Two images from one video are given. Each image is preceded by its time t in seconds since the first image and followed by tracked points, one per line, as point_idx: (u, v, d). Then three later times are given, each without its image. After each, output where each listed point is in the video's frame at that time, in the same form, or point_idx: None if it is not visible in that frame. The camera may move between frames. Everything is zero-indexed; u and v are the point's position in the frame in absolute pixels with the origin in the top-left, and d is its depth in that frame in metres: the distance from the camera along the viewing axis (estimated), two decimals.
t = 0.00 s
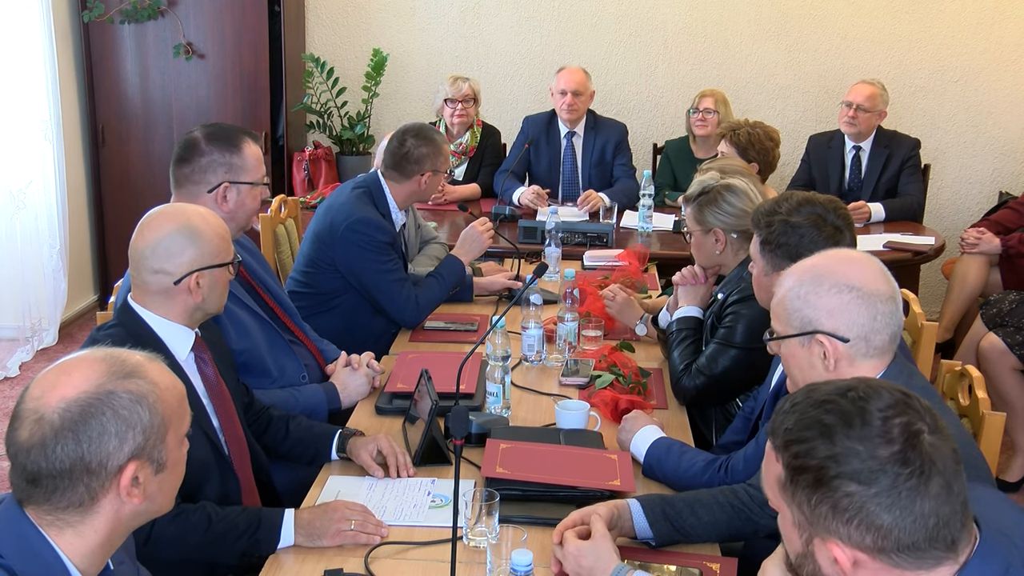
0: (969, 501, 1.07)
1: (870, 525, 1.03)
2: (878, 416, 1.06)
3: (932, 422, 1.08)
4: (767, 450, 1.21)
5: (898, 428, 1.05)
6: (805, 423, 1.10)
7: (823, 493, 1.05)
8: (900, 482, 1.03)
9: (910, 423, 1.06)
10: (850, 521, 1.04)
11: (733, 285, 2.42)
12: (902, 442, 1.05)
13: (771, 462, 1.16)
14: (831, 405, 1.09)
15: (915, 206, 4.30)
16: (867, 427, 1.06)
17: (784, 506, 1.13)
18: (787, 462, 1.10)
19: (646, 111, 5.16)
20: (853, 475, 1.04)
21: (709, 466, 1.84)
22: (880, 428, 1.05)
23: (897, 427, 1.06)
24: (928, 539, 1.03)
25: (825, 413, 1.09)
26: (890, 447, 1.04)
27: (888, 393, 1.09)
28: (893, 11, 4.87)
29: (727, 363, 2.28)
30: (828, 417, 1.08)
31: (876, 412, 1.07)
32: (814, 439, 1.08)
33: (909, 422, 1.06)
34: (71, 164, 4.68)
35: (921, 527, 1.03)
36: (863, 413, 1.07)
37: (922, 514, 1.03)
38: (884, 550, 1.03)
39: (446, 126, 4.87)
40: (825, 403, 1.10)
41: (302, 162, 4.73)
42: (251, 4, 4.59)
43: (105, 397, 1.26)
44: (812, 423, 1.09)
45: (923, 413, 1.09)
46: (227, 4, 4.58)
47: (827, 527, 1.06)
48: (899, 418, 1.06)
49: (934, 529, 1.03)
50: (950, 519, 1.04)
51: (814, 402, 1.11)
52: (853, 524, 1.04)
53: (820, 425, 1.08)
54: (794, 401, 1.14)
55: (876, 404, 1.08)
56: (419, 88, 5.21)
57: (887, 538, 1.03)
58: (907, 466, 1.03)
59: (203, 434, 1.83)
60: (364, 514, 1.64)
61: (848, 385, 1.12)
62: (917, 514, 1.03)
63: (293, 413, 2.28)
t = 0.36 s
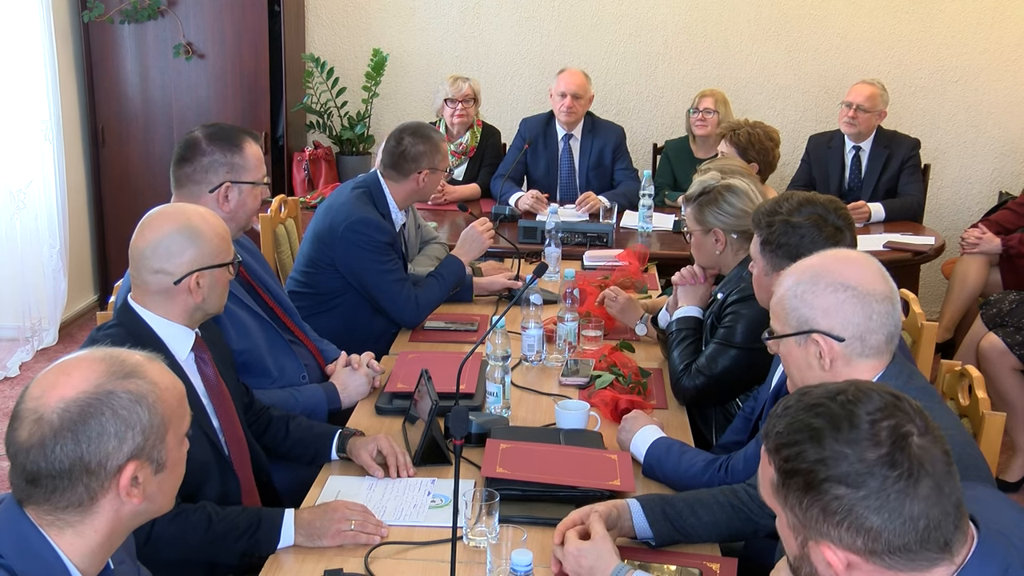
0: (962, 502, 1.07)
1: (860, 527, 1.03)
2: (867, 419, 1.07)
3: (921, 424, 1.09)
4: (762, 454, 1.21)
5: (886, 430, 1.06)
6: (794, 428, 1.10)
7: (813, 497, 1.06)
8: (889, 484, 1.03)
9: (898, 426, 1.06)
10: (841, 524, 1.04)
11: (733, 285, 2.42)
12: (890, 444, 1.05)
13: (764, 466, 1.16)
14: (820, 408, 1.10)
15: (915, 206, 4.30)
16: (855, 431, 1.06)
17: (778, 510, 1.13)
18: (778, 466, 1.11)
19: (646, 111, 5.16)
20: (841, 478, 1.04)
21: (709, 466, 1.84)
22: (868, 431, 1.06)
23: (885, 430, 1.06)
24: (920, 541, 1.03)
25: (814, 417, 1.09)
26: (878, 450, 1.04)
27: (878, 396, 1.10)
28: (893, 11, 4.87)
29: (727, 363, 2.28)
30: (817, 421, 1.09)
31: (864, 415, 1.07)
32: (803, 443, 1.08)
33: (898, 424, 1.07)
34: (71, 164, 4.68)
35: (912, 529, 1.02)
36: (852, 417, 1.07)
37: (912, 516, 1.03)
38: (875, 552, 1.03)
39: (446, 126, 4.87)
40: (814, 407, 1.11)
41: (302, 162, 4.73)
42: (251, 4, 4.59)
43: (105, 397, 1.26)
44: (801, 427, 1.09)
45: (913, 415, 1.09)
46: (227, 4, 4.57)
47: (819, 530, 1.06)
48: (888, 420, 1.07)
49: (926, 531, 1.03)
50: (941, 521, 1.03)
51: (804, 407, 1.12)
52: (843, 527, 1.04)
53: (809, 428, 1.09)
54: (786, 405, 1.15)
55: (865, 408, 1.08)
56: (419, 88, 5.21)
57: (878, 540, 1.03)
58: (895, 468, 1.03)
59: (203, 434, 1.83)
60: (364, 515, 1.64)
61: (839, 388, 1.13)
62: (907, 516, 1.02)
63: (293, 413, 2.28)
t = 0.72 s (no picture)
0: (962, 502, 1.06)
1: (860, 527, 1.03)
2: (866, 419, 1.07)
3: (921, 424, 1.09)
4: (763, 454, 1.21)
5: (886, 430, 1.06)
6: (794, 428, 1.10)
7: (813, 497, 1.06)
8: (889, 484, 1.03)
9: (898, 426, 1.06)
10: (841, 525, 1.04)
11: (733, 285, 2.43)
12: (890, 444, 1.05)
13: (764, 466, 1.16)
14: (820, 409, 1.10)
15: (915, 206, 4.30)
16: (854, 431, 1.06)
17: (778, 510, 1.13)
18: (779, 466, 1.11)
19: (646, 111, 5.16)
20: (842, 478, 1.04)
21: (709, 466, 1.84)
22: (868, 431, 1.06)
23: (885, 430, 1.06)
24: (920, 541, 1.03)
25: (814, 418, 1.09)
26: (878, 450, 1.04)
27: (878, 397, 1.10)
28: (893, 11, 4.87)
29: (727, 363, 2.28)
30: (817, 421, 1.09)
31: (864, 415, 1.07)
32: (803, 443, 1.08)
33: (897, 425, 1.07)
34: (71, 163, 4.68)
35: (912, 529, 1.02)
36: (851, 417, 1.07)
37: (911, 516, 1.03)
38: (874, 553, 1.03)
39: (446, 126, 4.87)
40: (814, 407, 1.11)
41: (302, 162, 4.72)
42: (250, 3, 4.59)
43: (105, 397, 1.26)
44: (801, 428, 1.09)
45: (913, 416, 1.09)
46: (227, 4, 4.57)
47: (819, 530, 1.06)
48: (888, 420, 1.07)
49: (926, 532, 1.03)
50: (941, 521, 1.03)
51: (804, 407, 1.12)
52: (843, 528, 1.04)
53: (809, 429, 1.09)
54: (786, 405, 1.15)
55: (865, 408, 1.08)
56: (419, 88, 5.21)
57: (878, 540, 1.03)
58: (895, 468, 1.04)
59: (203, 435, 1.84)
60: (364, 515, 1.64)
61: (839, 388, 1.13)
62: (907, 516, 1.02)
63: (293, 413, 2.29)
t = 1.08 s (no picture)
0: (965, 502, 1.06)
1: (861, 525, 1.03)
2: (869, 418, 1.07)
3: (925, 423, 1.08)
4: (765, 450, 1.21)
5: (889, 428, 1.06)
6: (797, 425, 1.10)
7: (815, 494, 1.06)
8: (891, 483, 1.03)
9: (901, 424, 1.06)
10: (842, 523, 1.04)
11: (734, 284, 2.43)
12: (893, 443, 1.05)
13: (767, 464, 1.16)
14: (823, 407, 1.10)
15: (916, 206, 4.31)
16: (857, 429, 1.06)
17: (780, 507, 1.13)
18: (781, 463, 1.11)
19: (646, 112, 5.16)
20: (844, 476, 1.04)
21: (709, 466, 1.84)
22: (871, 429, 1.06)
23: (888, 428, 1.06)
24: (921, 540, 1.03)
25: (817, 415, 1.09)
26: (880, 449, 1.04)
27: (881, 395, 1.10)
28: (892, 11, 4.87)
29: (727, 363, 2.27)
30: (820, 419, 1.09)
31: (867, 413, 1.07)
32: (805, 441, 1.08)
33: (901, 423, 1.07)
34: (71, 163, 4.68)
35: (914, 528, 1.02)
36: (854, 415, 1.07)
37: (913, 515, 1.03)
38: (875, 551, 1.03)
39: (446, 126, 4.87)
40: (817, 405, 1.11)
41: (302, 162, 4.72)
42: (250, 3, 4.59)
43: (107, 397, 1.26)
44: (804, 425, 1.09)
45: (917, 415, 1.09)
46: (227, 4, 4.57)
47: (821, 528, 1.06)
48: (891, 419, 1.07)
49: (928, 531, 1.03)
50: (943, 520, 1.03)
51: (807, 405, 1.12)
52: (844, 526, 1.04)
53: (812, 426, 1.09)
54: (789, 403, 1.15)
55: (868, 407, 1.08)
56: (419, 88, 5.21)
57: (879, 539, 1.03)
58: (898, 467, 1.04)
59: (202, 435, 1.84)
60: (365, 515, 1.64)
61: (842, 386, 1.13)
62: (910, 515, 1.02)
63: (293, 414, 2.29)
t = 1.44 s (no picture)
0: (971, 494, 1.07)
1: (871, 517, 1.03)
2: (877, 409, 1.07)
3: (931, 415, 1.09)
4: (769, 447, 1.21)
5: (897, 420, 1.06)
6: (804, 418, 1.10)
7: (824, 487, 1.06)
8: (900, 474, 1.03)
9: (909, 416, 1.07)
10: (851, 515, 1.04)
11: (734, 284, 2.43)
12: (901, 433, 1.05)
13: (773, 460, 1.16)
14: (831, 399, 1.10)
15: (916, 206, 4.31)
16: (866, 420, 1.06)
17: (787, 503, 1.13)
18: (789, 457, 1.11)
19: (646, 112, 5.16)
20: (853, 467, 1.04)
21: (709, 466, 1.84)
22: (879, 420, 1.06)
23: (896, 419, 1.06)
24: (930, 532, 1.03)
25: (825, 408, 1.09)
26: (889, 439, 1.04)
27: (888, 387, 1.10)
28: (892, 11, 4.87)
29: (727, 363, 2.28)
30: (828, 411, 1.09)
31: (875, 404, 1.07)
32: (813, 433, 1.08)
33: (908, 414, 1.07)
34: (71, 163, 4.68)
35: (923, 519, 1.03)
36: (863, 407, 1.07)
37: (922, 506, 1.03)
38: (884, 544, 1.03)
39: (446, 126, 4.87)
40: (825, 397, 1.11)
41: (302, 162, 4.72)
42: (250, 3, 4.58)
43: (107, 397, 1.26)
44: (812, 418, 1.09)
45: (923, 407, 1.09)
46: (227, 4, 4.57)
47: (830, 521, 1.06)
48: (899, 410, 1.07)
49: (937, 522, 1.03)
50: (951, 512, 1.04)
51: (814, 399, 1.12)
52: (853, 518, 1.04)
53: (820, 419, 1.09)
54: (795, 397, 1.15)
55: (876, 398, 1.08)
56: (419, 88, 5.21)
57: (888, 531, 1.03)
58: (906, 457, 1.04)
59: (202, 434, 1.84)
60: (365, 515, 1.64)
61: (848, 379, 1.13)
62: (918, 506, 1.02)
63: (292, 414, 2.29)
